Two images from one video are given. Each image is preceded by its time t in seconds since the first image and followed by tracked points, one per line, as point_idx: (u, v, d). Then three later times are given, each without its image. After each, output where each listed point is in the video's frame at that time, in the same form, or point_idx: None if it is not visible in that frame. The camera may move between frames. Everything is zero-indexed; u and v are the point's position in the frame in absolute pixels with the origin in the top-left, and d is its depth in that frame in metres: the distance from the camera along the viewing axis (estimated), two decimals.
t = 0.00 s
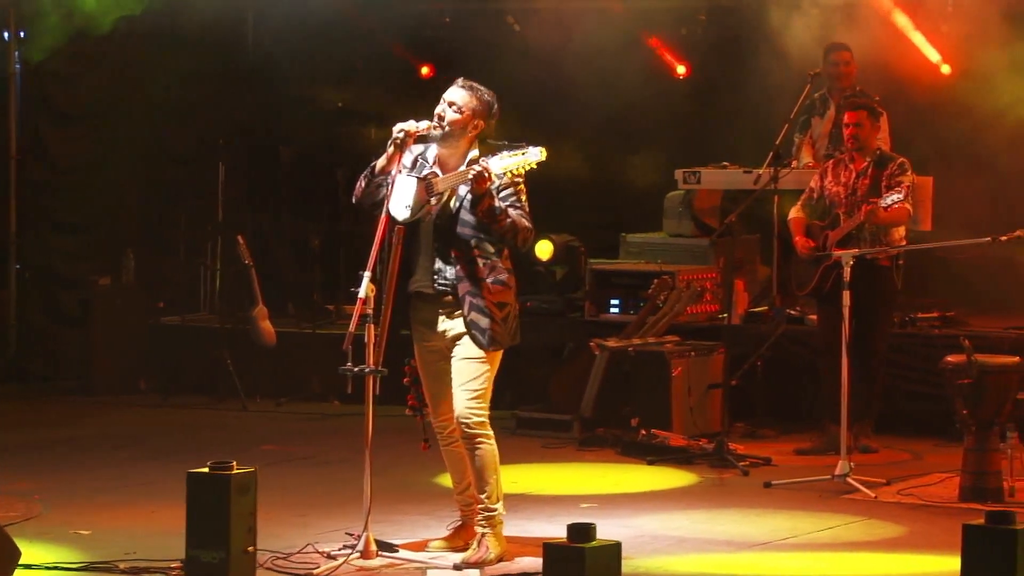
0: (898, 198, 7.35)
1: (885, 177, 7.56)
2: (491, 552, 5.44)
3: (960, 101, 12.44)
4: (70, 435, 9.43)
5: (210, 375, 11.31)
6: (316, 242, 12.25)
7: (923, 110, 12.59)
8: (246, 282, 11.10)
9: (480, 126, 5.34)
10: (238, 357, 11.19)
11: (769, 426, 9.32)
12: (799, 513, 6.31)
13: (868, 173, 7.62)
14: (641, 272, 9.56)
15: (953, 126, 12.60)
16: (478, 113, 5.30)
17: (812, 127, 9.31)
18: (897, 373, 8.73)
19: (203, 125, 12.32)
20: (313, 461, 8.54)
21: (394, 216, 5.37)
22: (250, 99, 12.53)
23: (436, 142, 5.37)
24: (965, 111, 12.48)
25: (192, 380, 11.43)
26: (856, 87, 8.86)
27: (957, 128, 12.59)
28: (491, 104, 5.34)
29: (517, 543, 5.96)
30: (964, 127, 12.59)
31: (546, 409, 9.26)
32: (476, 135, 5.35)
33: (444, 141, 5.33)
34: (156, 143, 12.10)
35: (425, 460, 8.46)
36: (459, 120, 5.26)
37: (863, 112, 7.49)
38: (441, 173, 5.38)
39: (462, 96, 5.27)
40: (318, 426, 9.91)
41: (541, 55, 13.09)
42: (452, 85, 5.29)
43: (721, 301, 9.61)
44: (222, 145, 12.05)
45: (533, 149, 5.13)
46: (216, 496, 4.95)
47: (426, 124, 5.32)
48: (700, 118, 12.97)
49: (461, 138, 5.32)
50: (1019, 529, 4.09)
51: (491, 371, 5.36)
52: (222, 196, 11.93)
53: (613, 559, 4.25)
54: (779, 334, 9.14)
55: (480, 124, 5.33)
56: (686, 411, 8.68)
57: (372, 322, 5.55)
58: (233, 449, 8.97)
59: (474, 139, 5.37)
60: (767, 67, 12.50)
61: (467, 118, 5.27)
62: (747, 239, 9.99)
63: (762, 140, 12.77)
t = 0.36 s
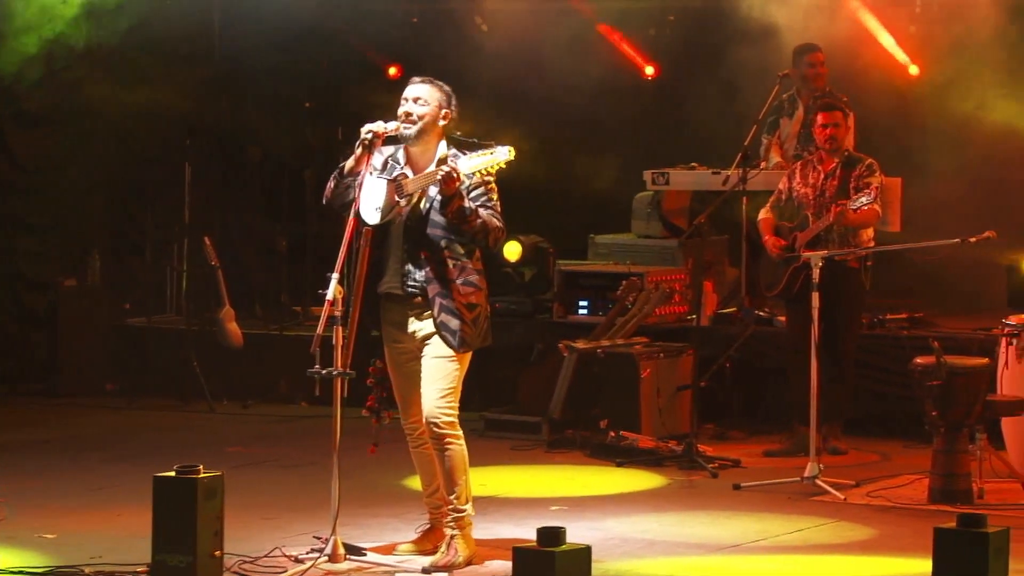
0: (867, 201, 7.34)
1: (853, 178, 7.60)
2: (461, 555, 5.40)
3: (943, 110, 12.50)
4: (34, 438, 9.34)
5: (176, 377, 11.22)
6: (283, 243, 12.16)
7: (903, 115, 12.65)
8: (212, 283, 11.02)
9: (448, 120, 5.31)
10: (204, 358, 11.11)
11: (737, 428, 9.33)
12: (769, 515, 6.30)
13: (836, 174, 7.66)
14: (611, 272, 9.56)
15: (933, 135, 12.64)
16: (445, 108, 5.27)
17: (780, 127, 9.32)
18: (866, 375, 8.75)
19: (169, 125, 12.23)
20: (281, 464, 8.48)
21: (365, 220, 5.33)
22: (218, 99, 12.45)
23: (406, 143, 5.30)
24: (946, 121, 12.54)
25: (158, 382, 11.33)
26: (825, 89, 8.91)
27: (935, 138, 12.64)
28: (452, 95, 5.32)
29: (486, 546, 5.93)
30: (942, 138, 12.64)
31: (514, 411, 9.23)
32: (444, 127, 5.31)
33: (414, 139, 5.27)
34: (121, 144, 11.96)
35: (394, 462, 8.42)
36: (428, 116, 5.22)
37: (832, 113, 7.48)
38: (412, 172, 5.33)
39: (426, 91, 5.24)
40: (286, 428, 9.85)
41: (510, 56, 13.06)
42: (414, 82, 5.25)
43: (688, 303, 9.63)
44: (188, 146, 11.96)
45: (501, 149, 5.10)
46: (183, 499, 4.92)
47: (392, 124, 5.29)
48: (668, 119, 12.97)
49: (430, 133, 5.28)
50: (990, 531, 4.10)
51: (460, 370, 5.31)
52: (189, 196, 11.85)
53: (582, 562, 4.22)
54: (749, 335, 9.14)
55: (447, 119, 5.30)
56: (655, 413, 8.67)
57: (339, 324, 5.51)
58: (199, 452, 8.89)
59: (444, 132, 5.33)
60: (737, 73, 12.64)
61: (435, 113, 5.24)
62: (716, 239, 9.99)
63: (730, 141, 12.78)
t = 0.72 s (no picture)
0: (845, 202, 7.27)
1: (831, 179, 7.60)
2: (438, 559, 5.36)
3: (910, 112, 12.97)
4: (7, 441, 9.26)
5: (150, 380, 11.15)
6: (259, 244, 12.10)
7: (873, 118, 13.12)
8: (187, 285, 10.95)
9: (421, 122, 5.29)
10: (179, 361, 11.04)
11: (715, 430, 9.33)
12: (747, 518, 6.29)
13: (813, 175, 7.65)
14: (588, 274, 9.54)
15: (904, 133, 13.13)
16: (418, 110, 5.25)
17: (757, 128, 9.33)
18: (843, 377, 8.76)
19: (143, 126, 12.15)
20: (256, 467, 8.43)
21: (342, 223, 5.29)
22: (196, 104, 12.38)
23: (381, 147, 5.30)
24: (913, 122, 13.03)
25: (132, 385, 11.25)
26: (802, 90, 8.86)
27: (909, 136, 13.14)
28: (425, 96, 5.30)
29: (463, 550, 5.90)
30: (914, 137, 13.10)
31: (491, 414, 9.20)
32: (419, 128, 5.31)
33: (389, 143, 5.26)
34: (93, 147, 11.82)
35: (370, 465, 8.39)
36: (400, 119, 5.20)
37: (812, 114, 7.50)
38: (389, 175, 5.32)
39: (396, 94, 5.21)
40: (262, 430, 9.80)
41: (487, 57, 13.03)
42: (383, 85, 5.22)
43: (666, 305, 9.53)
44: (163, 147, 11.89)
45: (481, 152, 5.06)
46: (157, 506, 4.88)
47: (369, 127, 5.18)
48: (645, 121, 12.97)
49: (405, 136, 5.26)
50: (972, 536, 4.09)
51: (438, 373, 5.29)
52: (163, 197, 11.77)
53: (560, 568, 4.19)
54: (726, 337, 9.13)
55: (420, 121, 5.28)
56: (632, 415, 8.65)
57: (315, 326, 5.47)
58: (174, 455, 8.83)
59: (418, 133, 5.33)
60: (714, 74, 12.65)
61: (407, 117, 5.22)
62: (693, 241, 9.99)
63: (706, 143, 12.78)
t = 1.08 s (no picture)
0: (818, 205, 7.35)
1: (804, 181, 7.57)
2: (410, 564, 5.31)
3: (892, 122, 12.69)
4: None
5: (120, 383, 11.05)
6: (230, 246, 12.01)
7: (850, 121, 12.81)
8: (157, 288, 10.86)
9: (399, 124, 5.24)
10: (149, 363, 10.95)
11: (688, 432, 9.32)
12: (721, 522, 6.27)
13: (787, 177, 7.64)
14: (561, 276, 9.50)
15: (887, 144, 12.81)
16: (397, 112, 5.20)
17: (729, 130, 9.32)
18: (817, 379, 8.75)
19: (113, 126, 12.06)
20: (227, 470, 8.36)
21: (315, 225, 5.25)
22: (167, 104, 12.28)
23: (357, 147, 5.25)
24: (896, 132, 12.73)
25: (102, 388, 11.15)
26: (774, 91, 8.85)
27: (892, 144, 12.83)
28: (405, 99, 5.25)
29: (436, 554, 5.86)
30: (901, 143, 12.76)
31: (464, 416, 9.16)
32: (396, 130, 5.25)
33: (365, 143, 5.21)
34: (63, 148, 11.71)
35: (342, 468, 8.33)
36: (378, 118, 5.14)
37: (786, 116, 7.49)
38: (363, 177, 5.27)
39: (377, 93, 5.17)
40: (233, 433, 9.73)
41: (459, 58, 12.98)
42: (365, 84, 5.18)
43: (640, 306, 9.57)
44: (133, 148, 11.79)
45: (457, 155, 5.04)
46: (126, 511, 4.83)
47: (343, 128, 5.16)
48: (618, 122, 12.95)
49: (381, 137, 5.21)
50: (947, 540, 4.08)
51: (412, 376, 5.25)
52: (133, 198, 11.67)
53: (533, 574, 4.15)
54: (699, 339, 9.12)
55: (399, 122, 5.23)
56: (605, 418, 8.63)
57: (287, 329, 5.41)
58: (144, 458, 8.75)
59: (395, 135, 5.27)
60: (686, 76, 12.64)
61: (386, 117, 5.17)
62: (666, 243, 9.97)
63: (678, 145, 12.76)
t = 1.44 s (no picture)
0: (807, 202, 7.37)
1: (792, 177, 7.58)
2: (398, 561, 5.28)
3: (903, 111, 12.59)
4: None
5: (105, 380, 10.99)
6: (216, 241, 11.94)
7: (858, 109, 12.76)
8: (142, 284, 10.81)
9: (378, 120, 5.18)
10: (134, 360, 10.89)
11: (675, 429, 9.30)
12: (711, 519, 6.25)
13: (776, 173, 7.63)
14: (548, 272, 9.47)
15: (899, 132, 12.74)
16: (375, 108, 5.14)
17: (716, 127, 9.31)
18: (806, 375, 8.74)
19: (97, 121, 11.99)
20: (214, 467, 8.31)
21: (300, 223, 5.21)
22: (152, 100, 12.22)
23: (339, 145, 5.21)
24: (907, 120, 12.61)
25: (86, 385, 11.09)
26: (762, 87, 8.87)
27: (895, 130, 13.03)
28: (380, 94, 5.17)
29: (424, 553, 5.83)
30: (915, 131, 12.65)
31: (451, 413, 9.13)
32: (377, 127, 5.19)
33: (347, 140, 5.18)
34: (52, 148, 11.54)
35: (329, 466, 8.28)
36: (355, 118, 5.10)
37: (774, 113, 7.47)
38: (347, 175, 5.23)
39: (354, 91, 5.11)
40: (220, 430, 9.68)
41: (446, 53, 12.92)
42: (340, 83, 5.11)
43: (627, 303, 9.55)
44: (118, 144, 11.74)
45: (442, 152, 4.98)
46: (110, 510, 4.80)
47: (328, 125, 5.16)
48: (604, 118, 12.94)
49: (363, 134, 5.17)
50: (938, 540, 4.06)
51: (399, 374, 5.21)
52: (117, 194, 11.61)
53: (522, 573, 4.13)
54: (688, 335, 9.10)
55: (378, 119, 5.18)
56: (593, 414, 8.61)
57: (274, 327, 5.38)
58: (129, 455, 8.70)
59: (377, 132, 5.23)
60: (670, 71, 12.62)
61: (365, 115, 5.12)
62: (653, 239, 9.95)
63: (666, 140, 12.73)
